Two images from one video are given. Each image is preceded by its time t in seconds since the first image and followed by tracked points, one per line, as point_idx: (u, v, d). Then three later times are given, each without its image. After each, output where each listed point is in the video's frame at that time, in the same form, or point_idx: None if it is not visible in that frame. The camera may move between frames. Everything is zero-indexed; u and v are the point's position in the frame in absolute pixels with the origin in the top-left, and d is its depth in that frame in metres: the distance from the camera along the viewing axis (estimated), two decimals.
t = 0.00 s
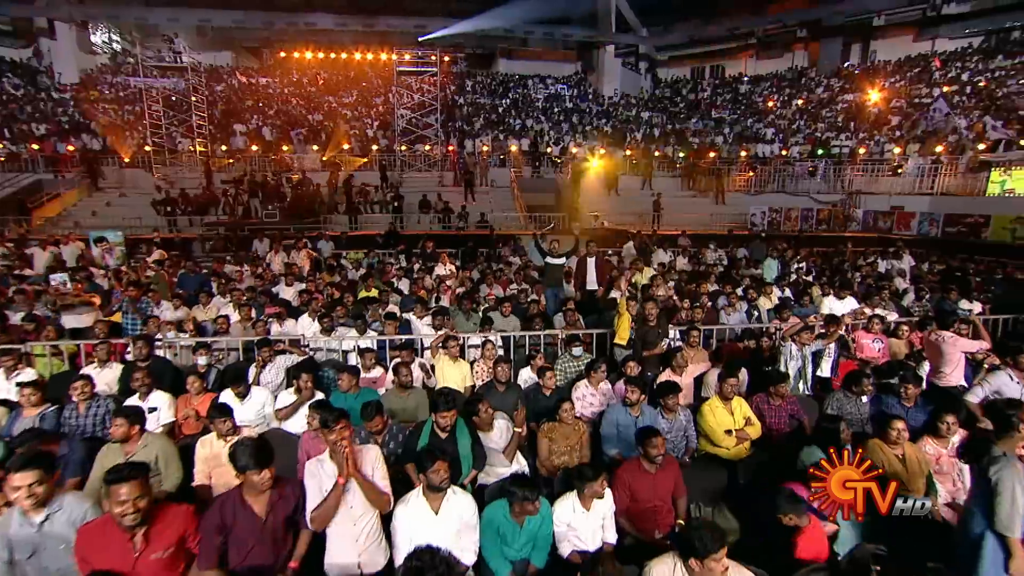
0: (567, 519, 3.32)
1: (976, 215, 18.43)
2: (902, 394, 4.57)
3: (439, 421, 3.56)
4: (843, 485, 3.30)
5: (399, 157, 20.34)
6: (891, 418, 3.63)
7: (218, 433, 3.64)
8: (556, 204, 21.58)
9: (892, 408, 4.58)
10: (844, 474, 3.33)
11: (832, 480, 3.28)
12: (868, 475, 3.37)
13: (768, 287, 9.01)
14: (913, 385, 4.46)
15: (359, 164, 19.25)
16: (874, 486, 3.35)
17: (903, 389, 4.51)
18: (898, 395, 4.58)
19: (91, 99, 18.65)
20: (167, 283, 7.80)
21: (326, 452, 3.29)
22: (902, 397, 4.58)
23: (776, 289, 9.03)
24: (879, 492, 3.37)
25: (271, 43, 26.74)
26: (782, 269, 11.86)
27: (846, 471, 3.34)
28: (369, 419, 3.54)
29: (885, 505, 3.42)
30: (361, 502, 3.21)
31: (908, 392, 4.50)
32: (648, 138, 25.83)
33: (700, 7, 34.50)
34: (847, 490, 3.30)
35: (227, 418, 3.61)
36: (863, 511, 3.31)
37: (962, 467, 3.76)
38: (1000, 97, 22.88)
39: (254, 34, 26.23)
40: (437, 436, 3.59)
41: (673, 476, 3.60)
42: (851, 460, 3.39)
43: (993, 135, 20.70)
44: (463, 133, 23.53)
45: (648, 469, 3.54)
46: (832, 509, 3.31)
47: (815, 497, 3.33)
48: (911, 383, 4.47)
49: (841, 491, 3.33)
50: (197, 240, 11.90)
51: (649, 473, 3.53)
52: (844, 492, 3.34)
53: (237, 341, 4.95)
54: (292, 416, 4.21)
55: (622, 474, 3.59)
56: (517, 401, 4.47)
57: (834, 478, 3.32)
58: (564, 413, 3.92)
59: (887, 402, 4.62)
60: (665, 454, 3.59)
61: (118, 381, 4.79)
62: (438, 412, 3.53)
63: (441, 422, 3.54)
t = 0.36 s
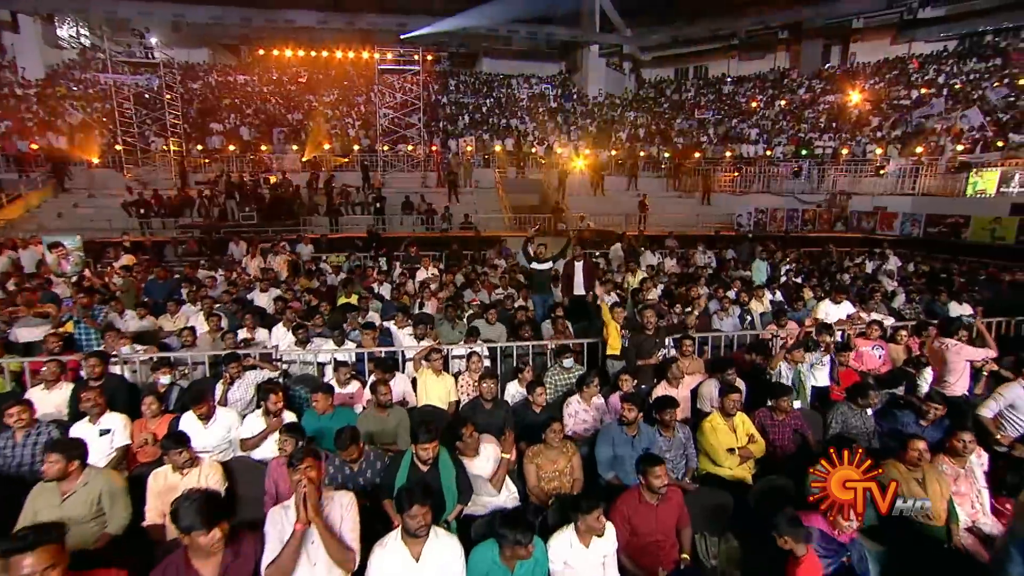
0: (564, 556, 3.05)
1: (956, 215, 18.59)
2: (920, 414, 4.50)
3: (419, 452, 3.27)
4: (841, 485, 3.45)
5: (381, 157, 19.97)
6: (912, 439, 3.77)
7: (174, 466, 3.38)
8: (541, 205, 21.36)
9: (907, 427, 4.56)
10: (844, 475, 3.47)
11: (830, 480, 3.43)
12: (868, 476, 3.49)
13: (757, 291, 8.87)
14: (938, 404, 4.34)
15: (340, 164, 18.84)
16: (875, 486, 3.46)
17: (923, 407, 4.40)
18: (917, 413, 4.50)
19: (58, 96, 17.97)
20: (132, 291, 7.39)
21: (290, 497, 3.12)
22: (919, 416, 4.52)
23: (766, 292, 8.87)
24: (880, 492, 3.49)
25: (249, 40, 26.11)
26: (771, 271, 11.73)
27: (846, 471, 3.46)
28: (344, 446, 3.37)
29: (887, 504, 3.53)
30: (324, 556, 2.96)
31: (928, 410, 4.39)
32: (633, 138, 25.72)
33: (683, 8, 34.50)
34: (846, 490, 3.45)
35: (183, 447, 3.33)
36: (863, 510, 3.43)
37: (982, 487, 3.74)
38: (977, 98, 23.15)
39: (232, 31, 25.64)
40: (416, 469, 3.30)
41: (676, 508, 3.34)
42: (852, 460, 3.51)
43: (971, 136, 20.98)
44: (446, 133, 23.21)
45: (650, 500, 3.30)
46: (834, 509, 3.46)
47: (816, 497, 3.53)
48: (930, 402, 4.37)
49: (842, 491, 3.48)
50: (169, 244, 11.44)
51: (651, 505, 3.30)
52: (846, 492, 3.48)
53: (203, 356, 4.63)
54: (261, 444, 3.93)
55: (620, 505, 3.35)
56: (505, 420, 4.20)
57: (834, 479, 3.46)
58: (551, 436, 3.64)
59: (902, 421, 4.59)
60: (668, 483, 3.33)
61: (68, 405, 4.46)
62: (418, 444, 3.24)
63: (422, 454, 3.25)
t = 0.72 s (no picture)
0: None
1: (937, 216, 18.72)
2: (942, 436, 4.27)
3: (395, 494, 3.06)
4: (844, 486, 3.29)
5: (363, 157, 19.59)
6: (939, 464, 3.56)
7: (116, 509, 3.09)
8: (525, 205, 21.12)
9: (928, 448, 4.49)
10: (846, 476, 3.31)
11: (832, 480, 3.27)
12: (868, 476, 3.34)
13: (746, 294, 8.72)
14: (960, 433, 4.11)
15: (320, 164, 18.42)
16: (875, 487, 3.31)
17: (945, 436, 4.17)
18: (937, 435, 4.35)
19: (22, 93, 17.28)
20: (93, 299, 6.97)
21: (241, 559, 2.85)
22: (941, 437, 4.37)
23: (755, 296, 8.73)
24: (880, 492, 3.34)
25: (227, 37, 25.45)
26: (761, 274, 11.59)
27: (846, 471, 3.30)
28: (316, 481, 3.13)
29: (886, 504, 3.40)
30: None
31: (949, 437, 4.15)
32: (618, 138, 25.60)
33: (667, 8, 34.45)
34: (848, 490, 3.31)
35: (124, 487, 3.03)
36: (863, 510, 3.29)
37: (1004, 512, 3.59)
38: (955, 101, 23.44)
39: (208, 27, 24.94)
40: (396, 509, 3.09)
41: (685, 543, 3.10)
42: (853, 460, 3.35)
43: (949, 138, 21.29)
44: (429, 133, 22.87)
45: (657, 538, 3.05)
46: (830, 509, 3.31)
47: (815, 497, 3.38)
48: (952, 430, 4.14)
49: (841, 491, 3.33)
50: (139, 247, 10.96)
51: (657, 544, 3.05)
52: (846, 491, 3.34)
53: (164, 372, 4.30)
54: (224, 475, 3.69)
55: (624, 543, 3.10)
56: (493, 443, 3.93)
57: (834, 478, 3.30)
58: (545, 460, 3.40)
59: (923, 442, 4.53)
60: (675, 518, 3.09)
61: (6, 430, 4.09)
62: (395, 484, 3.02)
63: (399, 495, 3.04)
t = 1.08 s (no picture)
0: None
1: (919, 216, 18.82)
2: (936, 441, 4.37)
3: (368, 545, 2.89)
4: (844, 486, 3.84)
5: (344, 157, 19.17)
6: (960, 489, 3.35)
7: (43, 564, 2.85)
8: (510, 206, 20.78)
9: (926, 455, 4.39)
10: (846, 476, 3.87)
11: (830, 479, 3.84)
12: (869, 476, 3.86)
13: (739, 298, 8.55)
14: (959, 432, 4.24)
15: (299, 165, 17.95)
16: (873, 486, 3.80)
17: (942, 437, 4.29)
18: (933, 442, 4.37)
19: None
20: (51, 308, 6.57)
21: None
22: (938, 445, 4.37)
23: (749, 298, 8.60)
24: (880, 493, 3.81)
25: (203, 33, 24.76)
26: (750, 276, 11.47)
27: (845, 472, 3.87)
28: (279, 524, 3.00)
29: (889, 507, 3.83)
30: None
31: (946, 438, 4.29)
32: (603, 138, 25.44)
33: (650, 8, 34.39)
34: (847, 490, 3.84)
35: (53, 542, 2.81)
36: (863, 509, 3.76)
37: None
38: (934, 103, 23.65)
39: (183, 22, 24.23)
40: (372, 560, 2.92)
41: None
42: (852, 463, 3.92)
43: (930, 140, 21.49)
44: (412, 133, 22.48)
45: None
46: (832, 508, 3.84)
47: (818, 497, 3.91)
48: (948, 430, 4.26)
49: (842, 491, 3.86)
50: (106, 251, 10.49)
51: None
52: (848, 492, 3.87)
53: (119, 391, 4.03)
54: (179, 514, 3.55)
55: None
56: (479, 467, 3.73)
57: (834, 479, 3.87)
58: (542, 489, 3.21)
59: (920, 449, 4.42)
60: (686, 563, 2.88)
61: None
62: (369, 535, 2.84)
63: (374, 546, 2.86)
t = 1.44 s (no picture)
0: None
1: (902, 216, 18.92)
2: (930, 446, 4.32)
3: None
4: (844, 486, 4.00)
5: (325, 157, 18.75)
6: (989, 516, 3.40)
7: None
8: (494, 206, 20.52)
9: (922, 464, 4.33)
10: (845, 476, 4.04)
11: (834, 479, 3.96)
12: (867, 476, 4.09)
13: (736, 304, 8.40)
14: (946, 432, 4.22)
15: (278, 165, 17.49)
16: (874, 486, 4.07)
17: (932, 438, 4.27)
18: (927, 445, 4.32)
19: None
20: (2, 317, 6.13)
21: None
22: (931, 449, 4.32)
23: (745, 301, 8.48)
24: (877, 491, 4.07)
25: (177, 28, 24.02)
26: (739, 278, 11.37)
27: (846, 472, 4.04)
28: None
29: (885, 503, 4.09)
30: None
31: (936, 440, 4.26)
32: (588, 138, 25.27)
33: (634, 8, 34.31)
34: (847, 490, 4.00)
35: None
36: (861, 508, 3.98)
37: None
38: (913, 106, 23.92)
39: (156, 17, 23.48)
40: None
41: None
42: (851, 463, 4.07)
43: (910, 141, 21.69)
44: (395, 132, 22.09)
45: None
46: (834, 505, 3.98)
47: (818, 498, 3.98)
48: (937, 430, 4.24)
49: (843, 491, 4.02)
50: (70, 255, 9.98)
51: None
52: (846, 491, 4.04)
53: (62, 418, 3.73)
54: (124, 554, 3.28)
55: None
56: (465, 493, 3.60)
57: (835, 479, 4.00)
58: (530, 526, 3.02)
59: (915, 458, 4.36)
60: None
61: None
62: None
63: None
